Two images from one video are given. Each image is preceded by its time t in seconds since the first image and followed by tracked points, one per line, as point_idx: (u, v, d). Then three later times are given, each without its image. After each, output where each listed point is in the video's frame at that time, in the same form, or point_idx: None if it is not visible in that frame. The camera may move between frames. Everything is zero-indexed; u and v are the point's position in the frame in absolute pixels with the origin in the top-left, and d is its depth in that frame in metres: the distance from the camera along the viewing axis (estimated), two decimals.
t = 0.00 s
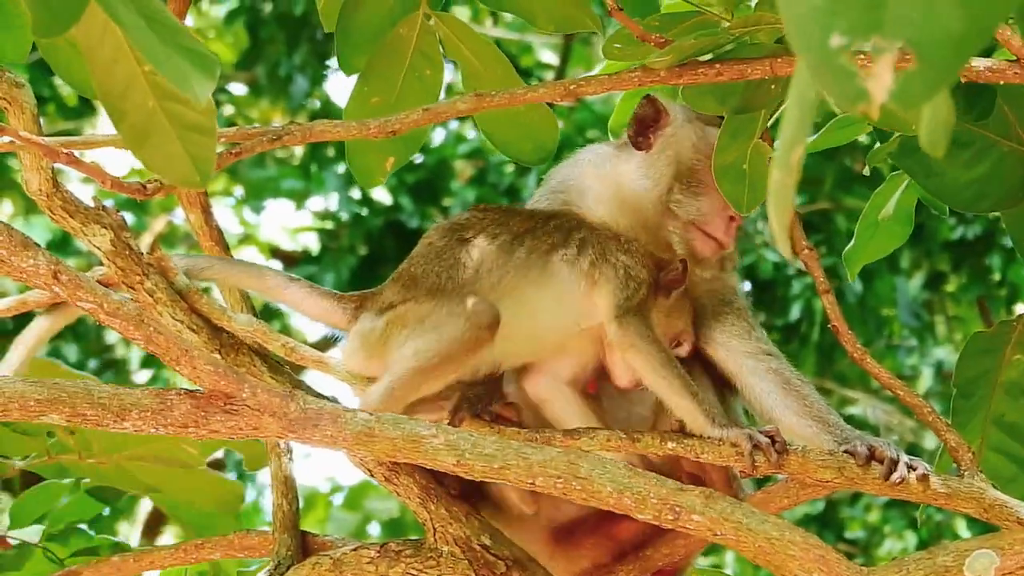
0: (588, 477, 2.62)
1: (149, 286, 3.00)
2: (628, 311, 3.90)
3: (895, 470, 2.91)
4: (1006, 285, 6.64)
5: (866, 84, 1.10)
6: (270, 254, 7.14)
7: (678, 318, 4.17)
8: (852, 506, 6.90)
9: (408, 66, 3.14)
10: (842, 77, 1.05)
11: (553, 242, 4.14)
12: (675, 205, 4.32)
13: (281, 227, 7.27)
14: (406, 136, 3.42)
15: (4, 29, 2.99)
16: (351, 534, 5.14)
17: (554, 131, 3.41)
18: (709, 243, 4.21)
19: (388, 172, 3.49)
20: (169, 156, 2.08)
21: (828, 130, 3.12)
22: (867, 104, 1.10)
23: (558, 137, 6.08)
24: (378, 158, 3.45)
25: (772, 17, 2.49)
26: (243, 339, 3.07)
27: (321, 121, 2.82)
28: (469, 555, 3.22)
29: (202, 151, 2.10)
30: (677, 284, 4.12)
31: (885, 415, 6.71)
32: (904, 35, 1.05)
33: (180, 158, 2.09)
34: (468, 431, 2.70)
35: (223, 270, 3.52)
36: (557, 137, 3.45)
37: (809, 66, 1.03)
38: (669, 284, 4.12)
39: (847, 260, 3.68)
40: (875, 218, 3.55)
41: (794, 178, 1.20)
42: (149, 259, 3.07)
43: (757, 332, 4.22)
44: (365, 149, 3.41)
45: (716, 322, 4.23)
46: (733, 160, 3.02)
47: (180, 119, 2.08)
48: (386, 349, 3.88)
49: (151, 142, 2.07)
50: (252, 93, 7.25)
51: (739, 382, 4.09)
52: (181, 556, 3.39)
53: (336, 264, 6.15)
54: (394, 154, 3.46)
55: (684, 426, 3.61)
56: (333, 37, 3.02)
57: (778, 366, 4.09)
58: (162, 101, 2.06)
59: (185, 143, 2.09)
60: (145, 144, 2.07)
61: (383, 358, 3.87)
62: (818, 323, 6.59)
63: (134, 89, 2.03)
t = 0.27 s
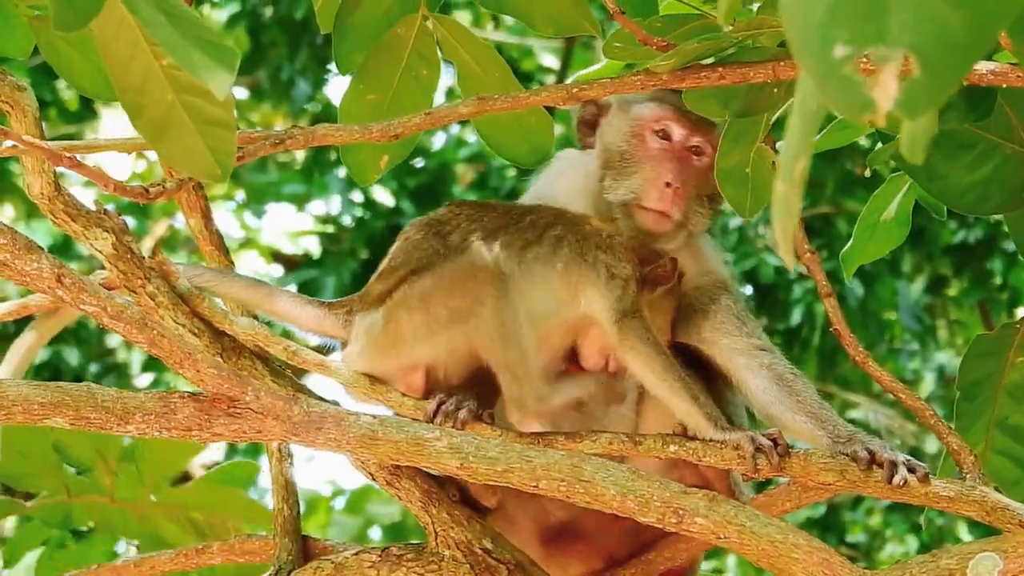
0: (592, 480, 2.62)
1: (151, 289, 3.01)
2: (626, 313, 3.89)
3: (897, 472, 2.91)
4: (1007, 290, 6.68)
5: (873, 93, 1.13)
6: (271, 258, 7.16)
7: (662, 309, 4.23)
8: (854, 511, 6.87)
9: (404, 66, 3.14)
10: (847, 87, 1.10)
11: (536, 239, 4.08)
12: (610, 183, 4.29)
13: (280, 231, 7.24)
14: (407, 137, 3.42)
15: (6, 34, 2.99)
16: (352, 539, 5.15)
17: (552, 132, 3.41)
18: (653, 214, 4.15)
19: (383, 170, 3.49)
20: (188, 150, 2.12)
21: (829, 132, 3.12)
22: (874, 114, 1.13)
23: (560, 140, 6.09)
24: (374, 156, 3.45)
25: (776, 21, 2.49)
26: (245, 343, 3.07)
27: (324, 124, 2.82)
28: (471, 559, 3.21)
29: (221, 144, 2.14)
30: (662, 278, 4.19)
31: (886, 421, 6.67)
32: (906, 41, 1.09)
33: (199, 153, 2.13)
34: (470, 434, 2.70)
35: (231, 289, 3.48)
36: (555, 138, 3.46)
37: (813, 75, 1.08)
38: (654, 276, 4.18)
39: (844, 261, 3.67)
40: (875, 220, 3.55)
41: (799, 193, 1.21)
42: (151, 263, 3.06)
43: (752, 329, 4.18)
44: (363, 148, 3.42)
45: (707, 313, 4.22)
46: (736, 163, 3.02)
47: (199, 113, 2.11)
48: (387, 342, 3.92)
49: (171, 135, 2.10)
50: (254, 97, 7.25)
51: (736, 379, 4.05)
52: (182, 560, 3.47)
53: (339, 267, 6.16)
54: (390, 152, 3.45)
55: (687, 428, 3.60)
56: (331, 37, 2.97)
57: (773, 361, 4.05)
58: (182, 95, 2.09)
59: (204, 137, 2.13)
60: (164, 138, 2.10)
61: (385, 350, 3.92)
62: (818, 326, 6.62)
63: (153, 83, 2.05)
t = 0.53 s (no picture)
0: (595, 491, 2.61)
1: (154, 300, 2.98)
2: (612, 326, 3.76)
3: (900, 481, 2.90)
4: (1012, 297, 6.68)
5: (891, 136, 1.07)
6: (276, 266, 7.20)
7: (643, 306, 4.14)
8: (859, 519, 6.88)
9: (417, 75, 3.16)
10: (863, 130, 1.05)
11: (519, 249, 3.96)
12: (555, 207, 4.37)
13: (284, 239, 7.22)
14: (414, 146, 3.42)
15: (8, 45, 2.98)
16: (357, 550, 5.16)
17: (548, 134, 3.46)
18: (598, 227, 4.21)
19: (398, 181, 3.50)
20: (191, 159, 1.95)
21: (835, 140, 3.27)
22: (892, 157, 1.09)
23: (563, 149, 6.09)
24: (388, 168, 3.45)
25: (780, 30, 2.48)
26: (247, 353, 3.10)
27: (327, 133, 2.83)
28: (474, 570, 3.23)
29: (224, 152, 1.98)
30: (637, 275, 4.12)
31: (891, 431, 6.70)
32: (922, 83, 1.05)
33: (201, 162, 1.97)
34: (471, 445, 2.69)
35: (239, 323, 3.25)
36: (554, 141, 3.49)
37: (833, 124, 1.04)
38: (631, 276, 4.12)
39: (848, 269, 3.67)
40: (880, 229, 3.56)
41: (830, 234, 1.16)
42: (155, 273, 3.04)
43: (735, 341, 4.11)
44: (375, 159, 3.42)
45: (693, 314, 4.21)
46: (737, 173, 3.04)
47: (201, 120, 1.96)
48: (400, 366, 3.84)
49: (173, 144, 1.95)
50: (258, 106, 7.25)
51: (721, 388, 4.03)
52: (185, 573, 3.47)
53: (343, 276, 6.17)
54: (403, 164, 3.46)
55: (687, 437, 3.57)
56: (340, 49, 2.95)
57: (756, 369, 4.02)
58: (183, 102, 1.94)
59: (207, 145, 1.97)
60: (165, 148, 1.94)
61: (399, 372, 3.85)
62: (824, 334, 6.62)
63: (154, 90, 1.91)
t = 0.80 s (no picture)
0: (596, 496, 2.61)
1: (156, 305, 2.99)
2: (619, 330, 3.70)
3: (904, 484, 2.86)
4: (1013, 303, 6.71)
5: (897, 126, 1.12)
6: (278, 272, 7.21)
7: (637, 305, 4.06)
8: (861, 525, 6.89)
9: (416, 81, 3.16)
10: (868, 119, 1.07)
11: (536, 252, 3.90)
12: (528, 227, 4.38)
13: (286, 245, 7.23)
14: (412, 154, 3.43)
15: (12, 52, 2.99)
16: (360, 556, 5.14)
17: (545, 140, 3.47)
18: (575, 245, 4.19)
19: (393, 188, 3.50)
20: (178, 176, 2.06)
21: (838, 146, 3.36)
22: (898, 146, 1.13)
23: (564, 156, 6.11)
24: (385, 174, 3.45)
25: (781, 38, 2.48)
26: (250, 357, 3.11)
27: (327, 140, 2.82)
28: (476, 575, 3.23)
29: (210, 170, 2.08)
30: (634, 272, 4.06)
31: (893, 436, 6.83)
32: (931, 75, 1.06)
33: (188, 179, 2.07)
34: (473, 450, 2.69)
35: (238, 333, 3.10)
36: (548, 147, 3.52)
37: (838, 112, 1.05)
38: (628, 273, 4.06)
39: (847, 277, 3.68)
40: (880, 238, 3.56)
41: (832, 232, 1.16)
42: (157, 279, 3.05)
43: (715, 355, 4.25)
44: (372, 166, 3.42)
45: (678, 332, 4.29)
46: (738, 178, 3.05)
47: (188, 138, 2.05)
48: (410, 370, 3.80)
49: (159, 163, 2.04)
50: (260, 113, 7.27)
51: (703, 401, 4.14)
52: None
53: (343, 283, 6.18)
54: (401, 170, 3.46)
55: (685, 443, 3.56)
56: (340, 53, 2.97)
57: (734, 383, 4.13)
58: (171, 120, 2.04)
59: (193, 162, 2.07)
60: (152, 165, 2.04)
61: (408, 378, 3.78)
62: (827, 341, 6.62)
63: (143, 107, 2.00)
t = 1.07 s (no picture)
0: (596, 496, 2.61)
1: (156, 304, 2.99)
2: (617, 330, 3.67)
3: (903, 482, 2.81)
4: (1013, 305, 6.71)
5: (898, 114, 1.17)
6: (277, 273, 7.26)
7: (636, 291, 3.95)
8: (860, 526, 6.90)
9: (404, 81, 3.15)
10: (871, 105, 1.12)
11: (528, 249, 3.88)
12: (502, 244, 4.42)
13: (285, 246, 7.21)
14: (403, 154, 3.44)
15: (11, 52, 2.99)
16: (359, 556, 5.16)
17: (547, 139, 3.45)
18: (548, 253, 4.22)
19: (379, 187, 3.50)
20: (180, 167, 2.07)
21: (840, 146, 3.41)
22: (899, 133, 1.17)
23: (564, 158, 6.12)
24: (372, 172, 3.46)
25: (781, 38, 2.49)
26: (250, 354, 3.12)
27: (328, 141, 2.82)
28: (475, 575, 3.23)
29: (211, 162, 2.08)
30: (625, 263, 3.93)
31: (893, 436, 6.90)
32: (931, 61, 1.12)
33: (192, 172, 2.07)
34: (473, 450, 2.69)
35: (239, 330, 3.13)
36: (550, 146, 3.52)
37: (841, 99, 1.10)
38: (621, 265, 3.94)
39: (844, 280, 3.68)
40: (877, 239, 3.57)
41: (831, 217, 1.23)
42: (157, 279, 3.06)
43: (712, 346, 4.15)
44: (360, 165, 3.42)
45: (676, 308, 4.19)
46: (738, 178, 3.05)
47: (188, 130, 2.06)
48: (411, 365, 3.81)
49: (160, 157, 2.07)
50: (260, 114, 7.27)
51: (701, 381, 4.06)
52: None
53: (344, 283, 6.20)
54: (388, 169, 3.46)
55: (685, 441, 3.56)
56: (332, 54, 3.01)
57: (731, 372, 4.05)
58: (172, 113, 2.06)
59: (196, 154, 2.07)
60: (152, 159, 2.07)
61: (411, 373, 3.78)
62: (825, 341, 6.64)
63: (144, 101, 2.04)
